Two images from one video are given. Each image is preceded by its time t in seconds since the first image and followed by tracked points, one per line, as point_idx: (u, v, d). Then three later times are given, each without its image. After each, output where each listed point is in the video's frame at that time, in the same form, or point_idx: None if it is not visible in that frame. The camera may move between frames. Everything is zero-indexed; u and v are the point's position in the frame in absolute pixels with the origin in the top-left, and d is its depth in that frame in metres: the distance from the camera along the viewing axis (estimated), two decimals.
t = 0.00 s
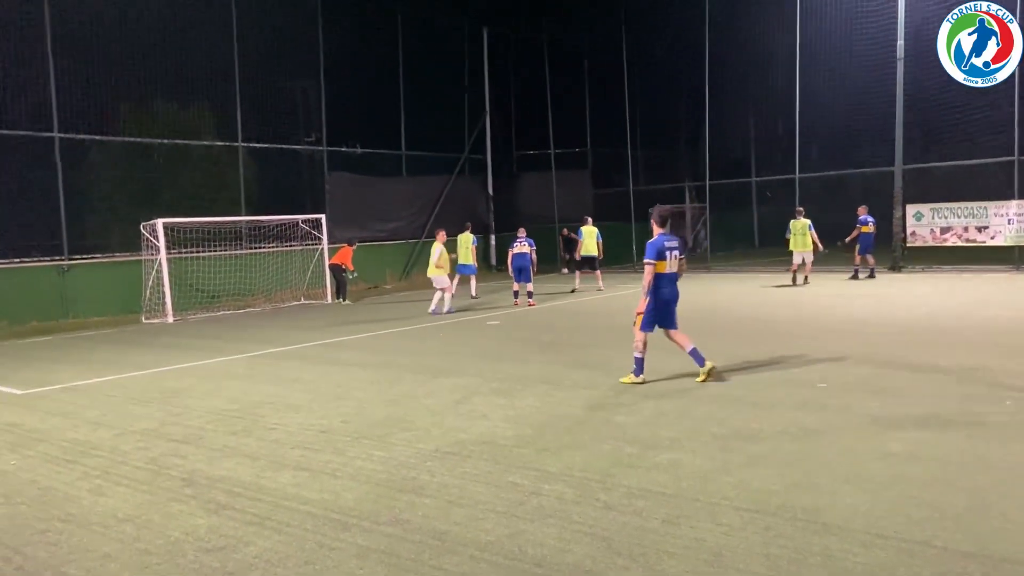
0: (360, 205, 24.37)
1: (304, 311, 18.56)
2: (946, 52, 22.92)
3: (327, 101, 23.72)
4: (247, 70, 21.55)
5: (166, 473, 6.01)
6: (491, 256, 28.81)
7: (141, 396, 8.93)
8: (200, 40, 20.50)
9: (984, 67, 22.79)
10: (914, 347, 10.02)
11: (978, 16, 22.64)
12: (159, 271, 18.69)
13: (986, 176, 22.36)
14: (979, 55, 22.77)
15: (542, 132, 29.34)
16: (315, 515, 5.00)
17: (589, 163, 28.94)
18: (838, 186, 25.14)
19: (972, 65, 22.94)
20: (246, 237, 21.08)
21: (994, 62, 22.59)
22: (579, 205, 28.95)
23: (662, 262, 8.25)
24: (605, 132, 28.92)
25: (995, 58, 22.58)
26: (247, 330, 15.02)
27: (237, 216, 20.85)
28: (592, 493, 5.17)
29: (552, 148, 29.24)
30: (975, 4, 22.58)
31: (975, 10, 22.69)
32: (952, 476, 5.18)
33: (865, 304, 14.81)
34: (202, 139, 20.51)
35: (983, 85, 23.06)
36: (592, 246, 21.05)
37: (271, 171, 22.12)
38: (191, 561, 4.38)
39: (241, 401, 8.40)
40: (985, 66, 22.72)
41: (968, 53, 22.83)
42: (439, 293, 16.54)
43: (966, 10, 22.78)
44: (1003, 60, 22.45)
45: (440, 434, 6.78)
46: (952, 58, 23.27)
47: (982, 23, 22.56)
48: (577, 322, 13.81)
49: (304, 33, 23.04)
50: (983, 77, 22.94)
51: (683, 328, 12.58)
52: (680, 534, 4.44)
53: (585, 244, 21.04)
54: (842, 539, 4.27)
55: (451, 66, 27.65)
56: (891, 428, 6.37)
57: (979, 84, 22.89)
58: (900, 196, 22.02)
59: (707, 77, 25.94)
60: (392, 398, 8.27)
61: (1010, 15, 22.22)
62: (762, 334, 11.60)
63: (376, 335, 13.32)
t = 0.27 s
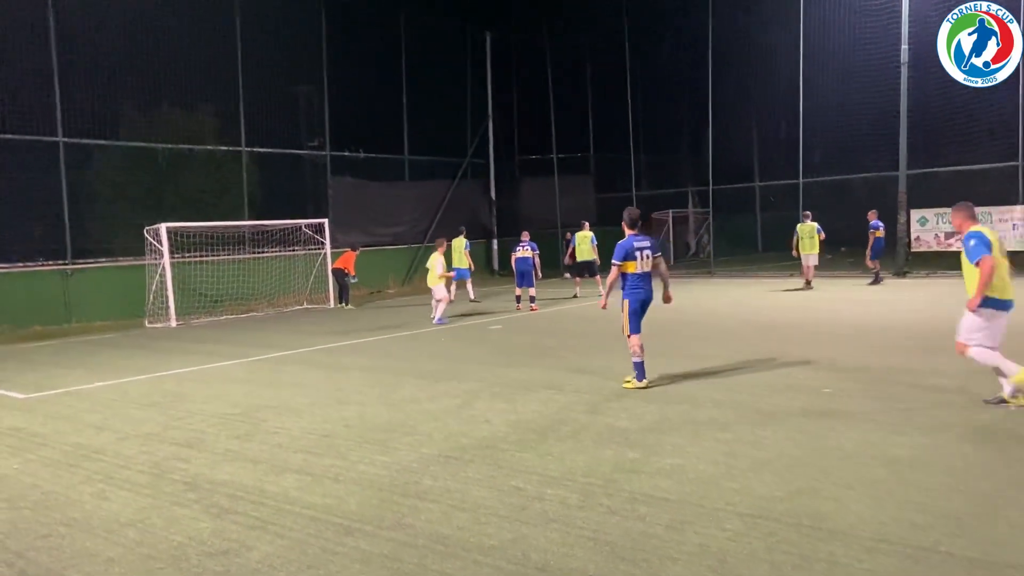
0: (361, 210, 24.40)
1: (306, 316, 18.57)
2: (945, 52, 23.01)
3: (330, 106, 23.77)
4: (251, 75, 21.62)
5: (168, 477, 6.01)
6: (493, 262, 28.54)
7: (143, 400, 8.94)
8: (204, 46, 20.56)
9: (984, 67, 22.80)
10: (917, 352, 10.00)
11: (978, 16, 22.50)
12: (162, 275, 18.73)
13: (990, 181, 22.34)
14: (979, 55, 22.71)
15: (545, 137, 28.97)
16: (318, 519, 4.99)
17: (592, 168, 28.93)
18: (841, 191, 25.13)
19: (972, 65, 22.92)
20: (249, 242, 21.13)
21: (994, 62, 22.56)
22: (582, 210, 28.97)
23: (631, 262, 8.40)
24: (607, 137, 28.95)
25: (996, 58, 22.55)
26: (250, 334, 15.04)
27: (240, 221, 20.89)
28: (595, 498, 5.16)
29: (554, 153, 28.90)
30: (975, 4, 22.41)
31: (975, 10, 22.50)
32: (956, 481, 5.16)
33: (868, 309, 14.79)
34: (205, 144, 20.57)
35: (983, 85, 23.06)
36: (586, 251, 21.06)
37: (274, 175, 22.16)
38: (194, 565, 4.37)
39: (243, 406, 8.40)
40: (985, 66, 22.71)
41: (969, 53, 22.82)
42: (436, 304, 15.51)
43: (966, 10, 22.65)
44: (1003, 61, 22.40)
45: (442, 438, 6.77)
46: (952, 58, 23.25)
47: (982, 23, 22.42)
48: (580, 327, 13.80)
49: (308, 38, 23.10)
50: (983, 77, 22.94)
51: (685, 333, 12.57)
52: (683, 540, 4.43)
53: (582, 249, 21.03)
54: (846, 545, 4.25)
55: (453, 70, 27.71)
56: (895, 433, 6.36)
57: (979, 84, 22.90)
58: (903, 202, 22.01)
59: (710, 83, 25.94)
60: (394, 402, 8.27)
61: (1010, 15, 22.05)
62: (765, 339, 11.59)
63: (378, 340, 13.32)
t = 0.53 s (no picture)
0: (365, 213, 24.33)
1: (308, 318, 18.56)
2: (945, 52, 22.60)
3: (333, 108, 23.79)
4: (254, 77, 21.64)
5: (172, 479, 6.01)
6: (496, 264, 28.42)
7: (147, 402, 8.94)
8: (208, 49, 20.60)
9: (984, 67, 22.64)
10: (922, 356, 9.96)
11: (978, 16, 22.10)
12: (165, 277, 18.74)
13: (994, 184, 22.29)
14: (979, 55, 22.53)
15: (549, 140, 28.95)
16: (323, 522, 4.98)
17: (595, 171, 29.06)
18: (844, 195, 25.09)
19: (972, 65, 22.72)
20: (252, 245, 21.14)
21: (994, 62, 22.41)
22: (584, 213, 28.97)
23: (610, 269, 8.41)
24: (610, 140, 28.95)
25: (996, 57, 22.39)
26: (253, 337, 15.03)
27: (243, 223, 20.90)
28: (600, 502, 5.15)
29: (557, 156, 28.91)
30: (975, 4, 21.98)
31: (975, 10, 22.11)
32: (963, 486, 5.13)
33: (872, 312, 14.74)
34: (209, 146, 20.59)
35: (982, 84, 22.92)
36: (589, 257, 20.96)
37: (277, 178, 22.17)
38: (198, 568, 4.37)
39: (246, 408, 8.39)
40: (985, 66, 22.56)
41: (968, 54, 22.58)
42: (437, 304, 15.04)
43: (966, 10, 22.18)
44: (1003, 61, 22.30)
45: (446, 442, 6.76)
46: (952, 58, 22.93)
47: (981, 23, 22.07)
48: (583, 330, 13.77)
49: (311, 41, 23.13)
50: (983, 77, 22.80)
51: (689, 336, 12.53)
52: (689, 544, 4.41)
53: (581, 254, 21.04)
54: (853, 550, 4.23)
55: (456, 73, 27.72)
56: (901, 438, 6.33)
57: (979, 84, 22.76)
58: (907, 205, 21.97)
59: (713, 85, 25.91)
60: (398, 405, 8.26)
61: (1010, 15, 21.71)
62: (769, 342, 11.56)
63: (381, 342, 13.31)
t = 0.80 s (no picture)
0: (367, 215, 24.36)
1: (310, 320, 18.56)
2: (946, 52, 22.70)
3: (337, 111, 23.82)
4: (258, 79, 21.68)
5: (176, 481, 6.01)
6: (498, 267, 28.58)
7: (150, 404, 8.94)
8: (212, 51, 20.63)
9: (984, 68, 22.89)
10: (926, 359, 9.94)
11: (978, 16, 22.61)
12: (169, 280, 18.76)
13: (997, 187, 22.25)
14: (979, 55, 22.76)
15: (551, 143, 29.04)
16: (327, 524, 4.98)
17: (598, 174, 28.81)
18: (847, 198, 25.07)
19: (972, 65, 22.86)
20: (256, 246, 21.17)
21: (994, 62, 22.74)
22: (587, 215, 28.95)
23: (595, 269, 8.69)
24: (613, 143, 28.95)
25: (995, 58, 22.73)
26: (257, 339, 15.04)
27: (247, 225, 20.92)
28: (604, 505, 5.14)
29: (560, 159, 28.96)
30: (976, 4, 22.42)
31: (975, 10, 22.52)
32: (968, 489, 5.12)
33: (876, 316, 14.71)
34: (212, 148, 20.62)
35: (982, 85, 23.14)
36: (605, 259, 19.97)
37: (280, 180, 22.20)
38: (203, 569, 4.37)
39: (250, 410, 8.40)
40: (985, 66, 22.83)
41: (969, 54, 22.75)
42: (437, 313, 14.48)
43: (966, 10, 22.55)
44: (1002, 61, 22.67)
45: (450, 444, 6.76)
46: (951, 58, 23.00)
47: (982, 23, 22.55)
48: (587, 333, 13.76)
49: (314, 44, 23.18)
50: (983, 77, 23.03)
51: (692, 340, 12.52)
52: (694, 547, 4.41)
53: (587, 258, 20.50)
54: (858, 553, 4.22)
55: (460, 75, 27.75)
56: (906, 441, 6.32)
57: (979, 84, 22.96)
58: (910, 208, 21.93)
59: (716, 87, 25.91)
60: (402, 407, 8.27)
61: (1009, 16, 22.39)
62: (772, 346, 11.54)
63: (383, 345, 13.30)
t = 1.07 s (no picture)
0: (371, 216, 24.38)
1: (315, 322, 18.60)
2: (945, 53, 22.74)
3: (341, 112, 23.84)
4: (262, 80, 21.71)
5: (181, 482, 6.01)
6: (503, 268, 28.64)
7: (155, 405, 8.95)
8: (217, 53, 20.66)
9: (984, 68, 22.84)
10: (931, 361, 9.91)
11: (979, 16, 22.46)
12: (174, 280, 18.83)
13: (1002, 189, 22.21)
14: (979, 55, 22.71)
15: (556, 145, 29.12)
16: (332, 526, 4.98)
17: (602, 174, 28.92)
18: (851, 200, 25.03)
19: (971, 65, 22.85)
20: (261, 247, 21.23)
21: (994, 62, 22.58)
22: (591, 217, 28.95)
23: (579, 274, 8.74)
24: (617, 144, 28.93)
25: (996, 58, 22.57)
26: (262, 340, 15.06)
27: (252, 226, 20.98)
28: (609, 508, 5.13)
29: (565, 161, 28.97)
30: (975, 4, 22.35)
31: (975, 10, 22.45)
32: (974, 493, 5.10)
33: (880, 317, 14.68)
34: (217, 150, 20.66)
35: (982, 84, 23.11)
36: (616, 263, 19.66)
37: (284, 181, 22.22)
38: (208, 571, 4.37)
39: (254, 412, 8.41)
40: (984, 66, 22.72)
41: (969, 54, 22.74)
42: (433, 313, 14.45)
43: (966, 10, 22.52)
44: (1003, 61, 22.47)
45: (454, 446, 6.75)
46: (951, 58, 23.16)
47: (982, 23, 22.39)
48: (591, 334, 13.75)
49: (319, 45, 23.22)
50: (982, 77, 22.98)
51: (696, 342, 12.49)
52: (699, 550, 4.40)
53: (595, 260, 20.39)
54: (864, 557, 4.21)
55: (464, 77, 27.77)
56: (912, 444, 6.30)
57: (978, 84, 22.91)
58: (915, 210, 21.90)
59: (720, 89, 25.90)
60: (406, 409, 8.26)
61: (1010, 16, 22.18)
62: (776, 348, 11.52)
63: (387, 346, 13.30)
